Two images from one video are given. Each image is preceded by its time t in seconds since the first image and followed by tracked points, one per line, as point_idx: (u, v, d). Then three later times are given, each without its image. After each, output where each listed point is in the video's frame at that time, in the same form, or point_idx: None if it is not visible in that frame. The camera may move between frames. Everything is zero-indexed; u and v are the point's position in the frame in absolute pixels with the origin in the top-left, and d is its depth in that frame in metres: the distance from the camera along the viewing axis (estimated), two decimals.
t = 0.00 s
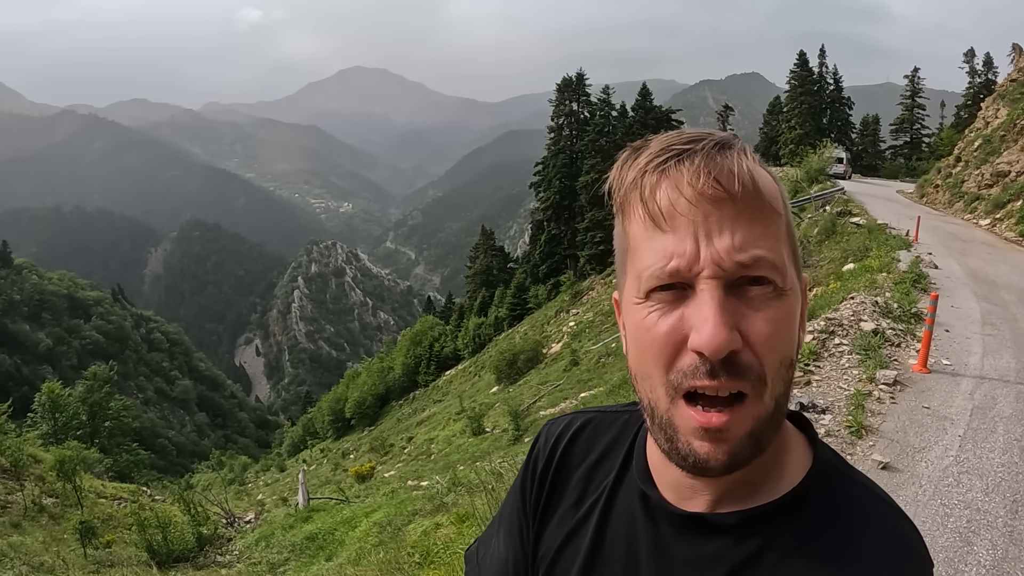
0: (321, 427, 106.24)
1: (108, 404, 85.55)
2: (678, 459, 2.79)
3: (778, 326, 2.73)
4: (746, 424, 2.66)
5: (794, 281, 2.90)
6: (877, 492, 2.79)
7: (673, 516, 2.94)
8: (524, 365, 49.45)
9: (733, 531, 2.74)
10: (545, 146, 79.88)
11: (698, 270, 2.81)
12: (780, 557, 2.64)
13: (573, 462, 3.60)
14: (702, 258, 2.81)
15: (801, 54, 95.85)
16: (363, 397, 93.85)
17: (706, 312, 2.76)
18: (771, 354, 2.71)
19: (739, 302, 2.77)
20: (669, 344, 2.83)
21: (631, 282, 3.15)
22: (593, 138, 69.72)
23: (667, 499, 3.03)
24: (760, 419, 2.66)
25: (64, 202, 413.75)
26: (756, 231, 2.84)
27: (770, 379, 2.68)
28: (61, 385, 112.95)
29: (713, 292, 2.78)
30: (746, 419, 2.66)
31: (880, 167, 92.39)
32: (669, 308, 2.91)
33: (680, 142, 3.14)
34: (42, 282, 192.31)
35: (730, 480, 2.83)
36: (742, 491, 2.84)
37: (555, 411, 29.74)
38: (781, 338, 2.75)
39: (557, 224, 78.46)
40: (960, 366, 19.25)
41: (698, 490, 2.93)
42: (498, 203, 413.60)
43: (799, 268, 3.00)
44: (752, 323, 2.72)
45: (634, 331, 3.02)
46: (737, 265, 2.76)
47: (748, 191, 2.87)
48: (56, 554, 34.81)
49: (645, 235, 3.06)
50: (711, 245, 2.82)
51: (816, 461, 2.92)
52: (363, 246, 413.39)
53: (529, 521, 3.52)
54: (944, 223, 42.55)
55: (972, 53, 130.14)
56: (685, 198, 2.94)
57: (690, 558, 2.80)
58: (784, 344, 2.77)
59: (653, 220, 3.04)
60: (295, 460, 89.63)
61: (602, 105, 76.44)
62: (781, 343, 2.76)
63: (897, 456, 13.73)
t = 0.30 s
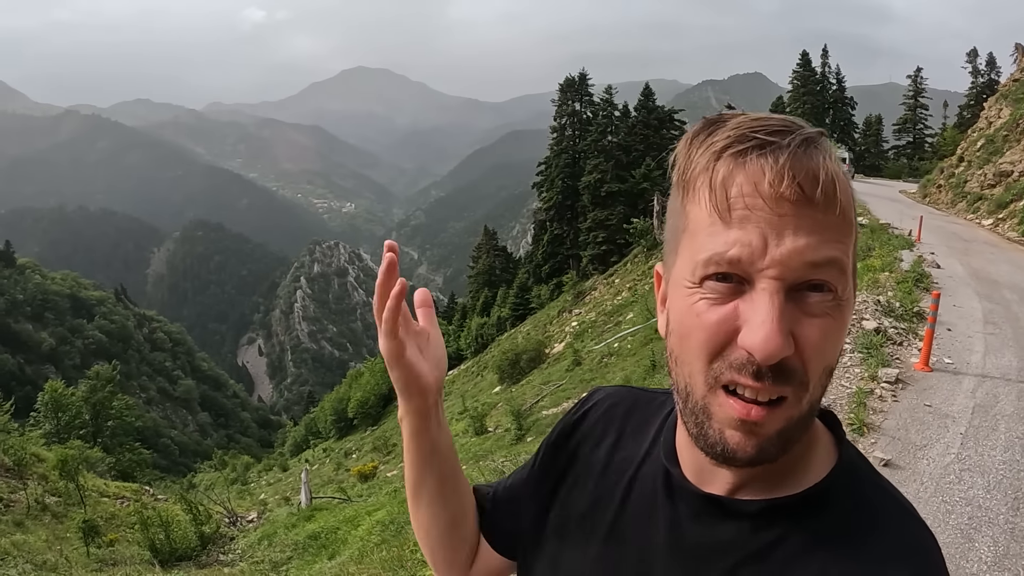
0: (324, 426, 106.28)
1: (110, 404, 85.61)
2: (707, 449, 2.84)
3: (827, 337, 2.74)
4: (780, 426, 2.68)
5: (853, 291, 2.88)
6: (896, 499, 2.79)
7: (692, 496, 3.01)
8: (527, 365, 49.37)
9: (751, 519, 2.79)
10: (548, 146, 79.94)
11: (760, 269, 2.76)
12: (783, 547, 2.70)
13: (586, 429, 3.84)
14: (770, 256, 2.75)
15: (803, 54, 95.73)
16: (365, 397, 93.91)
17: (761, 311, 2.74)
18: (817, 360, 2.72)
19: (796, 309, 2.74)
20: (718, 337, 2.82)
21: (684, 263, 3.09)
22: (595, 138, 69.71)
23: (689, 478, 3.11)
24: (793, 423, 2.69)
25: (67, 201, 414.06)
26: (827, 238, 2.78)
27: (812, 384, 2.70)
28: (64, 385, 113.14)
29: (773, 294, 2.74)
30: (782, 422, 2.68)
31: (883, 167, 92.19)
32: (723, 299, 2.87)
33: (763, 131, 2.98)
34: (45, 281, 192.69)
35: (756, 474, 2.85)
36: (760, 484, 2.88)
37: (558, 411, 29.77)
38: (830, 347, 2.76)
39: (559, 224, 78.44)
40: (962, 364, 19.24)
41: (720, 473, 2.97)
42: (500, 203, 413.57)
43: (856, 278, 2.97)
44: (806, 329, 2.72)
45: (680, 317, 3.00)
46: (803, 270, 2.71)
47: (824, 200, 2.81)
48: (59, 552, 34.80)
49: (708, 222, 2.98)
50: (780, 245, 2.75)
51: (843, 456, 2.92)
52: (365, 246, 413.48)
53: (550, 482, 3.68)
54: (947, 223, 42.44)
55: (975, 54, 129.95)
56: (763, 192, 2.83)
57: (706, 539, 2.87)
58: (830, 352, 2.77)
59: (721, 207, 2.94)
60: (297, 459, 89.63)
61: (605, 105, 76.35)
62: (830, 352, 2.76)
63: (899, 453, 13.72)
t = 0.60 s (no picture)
0: (327, 426, 106.42)
1: (114, 403, 85.69)
2: (702, 430, 2.84)
3: (816, 337, 2.69)
4: (765, 418, 2.67)
5: (845, 296, 2.79)
6: (895, 491, 2.74)
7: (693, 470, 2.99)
8: (530, 364, 49.40)
9: (744, 495, 2.79)
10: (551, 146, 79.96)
11: (751, 265, 2.74)
12: (779, 526, 2.69)
13: (594, 425, 3.94)
14: (759, 254, 2.72)
15: (806, 54, 95.62)
16: (368, 396, 94.01)
17: (750, 309, 2.71)
18: (808, 358, 2.69)
19: (785, 308, 2.70)
20: (708, 332, 2.82)
21: (682, 258, 3.11)
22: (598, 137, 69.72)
23: (690, 455, 3.08)
24: (781, 416, 2.66)
25: (70, 201, 414.43)
26: (820, 243, 2.70)
27: (801, 380, 2.66)
28: (68, 384, 113.39)
29: (762, 296, 2.71)
30: (767, 416, 2.67)
31: (886, 168, 92.13)
32: (715, 295, 2.86)
33: (763, 132, 2.89)
34: (49, 281, 192.97)
35: (753, 459, 2.81)
36: (758, 466, 2.84)
37: (561, 409, 29.73)
38: (821, 348, 2.71)
39: (562, 224, 78.51)
40: (964, 362, 19.21)
41: (721, 454, 2.96)
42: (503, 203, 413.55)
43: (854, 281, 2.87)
44: (794, 332, 2.67)
45: (678, 309, 3.01)
46: (796, 268, 2.67)
47: (823, 203, 2.72)
48: (63, 550, 34.80)
49: (705, 221, 2.96)
50: (769, 245, 2.71)
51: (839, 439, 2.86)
52: (367, 245, 413.73)
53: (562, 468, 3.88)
54: (950, 223, 42.38)
55: (979, 54, 129.99)
56: (754, 196, 2.78)
57: (703, 514, 2.87)
58: (821, 350, 2.72)
59: (715, 210, 2.92)
60: (299, 459, 89.72)
61: (608, 104, 76.31)
62: (818, 352, 2.72)
63: (901, 450, 13.69)
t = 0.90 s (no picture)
0: (329, 425, 106.52)
1: (116, 403, 85.78)
2: (707, 394, 2.75)
3: (820, 288, 2.61)
4: (769, 371, 2.58)
5: (850, 254, 2.74)
6: (897, 476, 2.62)
7: (695, 450, 2.93)
8: (533, 363, 49.48)
9: (744, 477, 2.71)
10: (552, 145, 79.93)
11: (758, 212, 2.73)
12: (785, 501, 2.59)
13: (602, 407, 3.90)
14: (765, 200, 2.72)
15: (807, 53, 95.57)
16: (370, 396, 94.11)
17: (754, 255, 2.68)
18: (813, 310, 2.60)
19: (791, 257, 2.65)
20: (712, 285, 2.76)
21: (692, 219, 3.07)
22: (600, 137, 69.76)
23: (692, 436, 3.02)
24: (785, 371, 2.57)
25: (71, 201, 414.78)
26: (823, 192, 2.73)
27: (802, 337, 2.58)
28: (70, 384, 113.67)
29: (769, 241, 2.68)
30: (772, 371, 2.57)
31: (887, 167, 92.16)
32: (724, 247, 2.81)
33: (771, 96, 3.00)
34: (51, 281, 193.38)
35: (760, 424, 2.76)
36: (769, 443, 2.79)
37: (563, 409, 29.70)
38: (827, 302, 2.63)
39: (564, 223, 78.44)
40: (966, 360, 19.21)
41: (724, 432, 2.90)
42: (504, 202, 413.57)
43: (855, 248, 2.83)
44: (798, 280, 2.60)
45: (684, 271, 2.95)
46: (798, 216, 2.67)
47: (821, 160, 2.76)
48: (66, 550, 34.91)
49: (714, 179, 2.99)
50: (776, 192, 2.72)
51: (843, 423, 2.77)
52: (368, 245, 413.87)
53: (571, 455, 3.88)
54: (952, 222, 42.32)
55: (981, 53, 129.86)
56: (762, 150, 2.84)
57: (704, 494, 2.79)
58: (825, 306, 2.64)
59: (726, 166, 2.94)
60: (302, 458, 89.85)
61: (610, 104, 76.27)
62: (823, 307, 2.63)
63: (904, 446, 13.67)
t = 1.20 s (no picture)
0: (330, 426, 106.59)
1: (118, 404, 85.80)
2: (686, 380, 2.72)
3: (780, 261, 2.56)
4: (745, 349, 2.53)
5: (804, 227, 2.71)
6: (885, 459, 2.55)
7: (692, 432, 2.89)
8: (534, 363, 49.54)
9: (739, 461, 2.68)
10: (553, 145, 79.94)
11: (704, 203, 2.75)
12: (773, 484, 2.55)
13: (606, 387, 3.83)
14: (707, 191, 2.76)
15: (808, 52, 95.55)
16: (371, 396, 94.14)
17: (710, 242, 2.67)
18: (777, 282, 2.55)
19: (743, 237, 2.65)
20: (679, 276, 2.74)
21: (655, 223, 3.09)
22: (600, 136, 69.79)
23: (687, 420, 2.98)
24: (761, 346, 2.52)
25: (72, 202, 415.44)
26: (760, 174, 2.74)
27: (770, 310, 2.52)
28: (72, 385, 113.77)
29: (719, 225, 2.69)
30: (745, 346, 2.53)
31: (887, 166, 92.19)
32: (685, 242, 2.82)
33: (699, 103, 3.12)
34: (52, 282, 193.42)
35: (745, 409, 2.70)
36: (754, 428, 2.75)
37: (565, 409, 29.70)
38: (790, 274, 2.56)
39: (564, 223, 78.44)
40: (968, 359, 19.19)
41: (715, 416, 2.86)
42: (504, 202, 413.74)
43: (815, 219, 2.78)
44: (755, 256, 2.57)
45: (654, 269, 2.95)
46: (740, 199, 2.69)
47: (752, 147, 2.80)
48: (69, 551, 34.98)
49: (665, 181, 3.05)
50: (715, 183, 2.77)
51: (833, 405, 2.75)
52: (368, 246, 414.10)
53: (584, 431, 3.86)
54: (953, 221, 42.27)
55: (982, 52, 129.92)
56: (697, 149, 2.91)
57: (698, 485, 2.74)
58: (790, 277, 2.57)
59: (672, 170, 3.01)
60: (302, 459, 89.89)
61: (611, 104, 76.26)
62: (788, 279, 2.57)
63: (905, 445, 13.66)
